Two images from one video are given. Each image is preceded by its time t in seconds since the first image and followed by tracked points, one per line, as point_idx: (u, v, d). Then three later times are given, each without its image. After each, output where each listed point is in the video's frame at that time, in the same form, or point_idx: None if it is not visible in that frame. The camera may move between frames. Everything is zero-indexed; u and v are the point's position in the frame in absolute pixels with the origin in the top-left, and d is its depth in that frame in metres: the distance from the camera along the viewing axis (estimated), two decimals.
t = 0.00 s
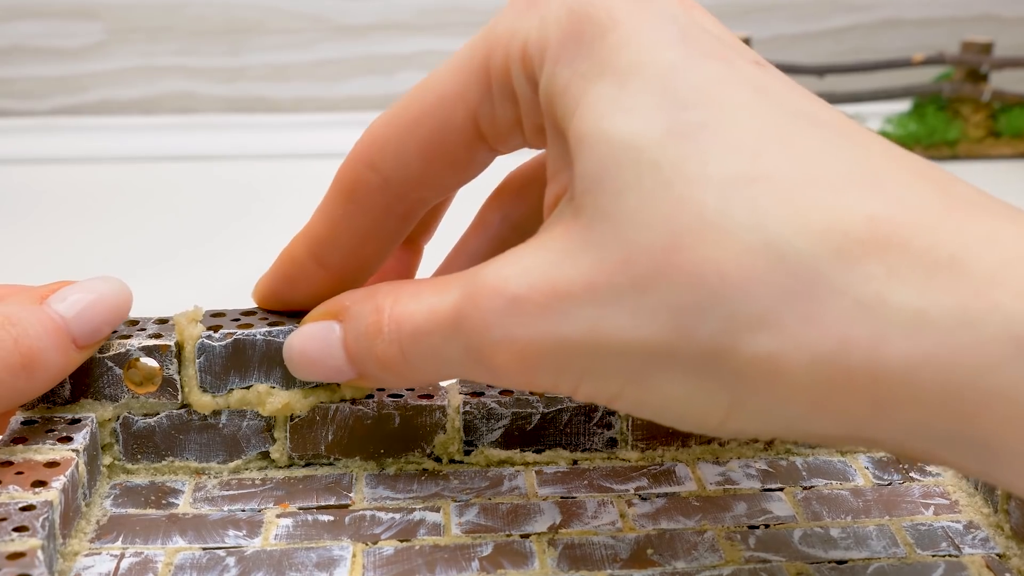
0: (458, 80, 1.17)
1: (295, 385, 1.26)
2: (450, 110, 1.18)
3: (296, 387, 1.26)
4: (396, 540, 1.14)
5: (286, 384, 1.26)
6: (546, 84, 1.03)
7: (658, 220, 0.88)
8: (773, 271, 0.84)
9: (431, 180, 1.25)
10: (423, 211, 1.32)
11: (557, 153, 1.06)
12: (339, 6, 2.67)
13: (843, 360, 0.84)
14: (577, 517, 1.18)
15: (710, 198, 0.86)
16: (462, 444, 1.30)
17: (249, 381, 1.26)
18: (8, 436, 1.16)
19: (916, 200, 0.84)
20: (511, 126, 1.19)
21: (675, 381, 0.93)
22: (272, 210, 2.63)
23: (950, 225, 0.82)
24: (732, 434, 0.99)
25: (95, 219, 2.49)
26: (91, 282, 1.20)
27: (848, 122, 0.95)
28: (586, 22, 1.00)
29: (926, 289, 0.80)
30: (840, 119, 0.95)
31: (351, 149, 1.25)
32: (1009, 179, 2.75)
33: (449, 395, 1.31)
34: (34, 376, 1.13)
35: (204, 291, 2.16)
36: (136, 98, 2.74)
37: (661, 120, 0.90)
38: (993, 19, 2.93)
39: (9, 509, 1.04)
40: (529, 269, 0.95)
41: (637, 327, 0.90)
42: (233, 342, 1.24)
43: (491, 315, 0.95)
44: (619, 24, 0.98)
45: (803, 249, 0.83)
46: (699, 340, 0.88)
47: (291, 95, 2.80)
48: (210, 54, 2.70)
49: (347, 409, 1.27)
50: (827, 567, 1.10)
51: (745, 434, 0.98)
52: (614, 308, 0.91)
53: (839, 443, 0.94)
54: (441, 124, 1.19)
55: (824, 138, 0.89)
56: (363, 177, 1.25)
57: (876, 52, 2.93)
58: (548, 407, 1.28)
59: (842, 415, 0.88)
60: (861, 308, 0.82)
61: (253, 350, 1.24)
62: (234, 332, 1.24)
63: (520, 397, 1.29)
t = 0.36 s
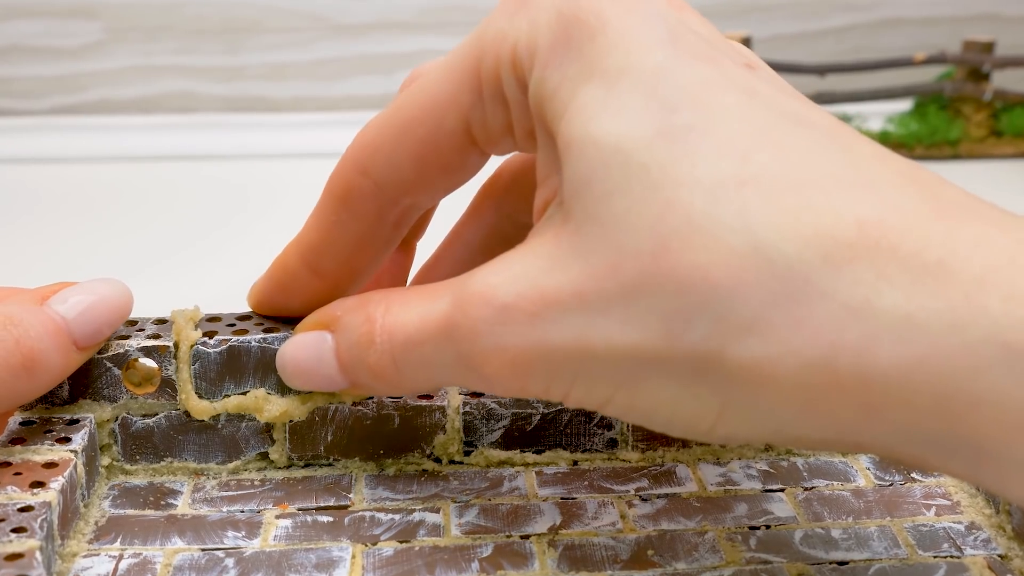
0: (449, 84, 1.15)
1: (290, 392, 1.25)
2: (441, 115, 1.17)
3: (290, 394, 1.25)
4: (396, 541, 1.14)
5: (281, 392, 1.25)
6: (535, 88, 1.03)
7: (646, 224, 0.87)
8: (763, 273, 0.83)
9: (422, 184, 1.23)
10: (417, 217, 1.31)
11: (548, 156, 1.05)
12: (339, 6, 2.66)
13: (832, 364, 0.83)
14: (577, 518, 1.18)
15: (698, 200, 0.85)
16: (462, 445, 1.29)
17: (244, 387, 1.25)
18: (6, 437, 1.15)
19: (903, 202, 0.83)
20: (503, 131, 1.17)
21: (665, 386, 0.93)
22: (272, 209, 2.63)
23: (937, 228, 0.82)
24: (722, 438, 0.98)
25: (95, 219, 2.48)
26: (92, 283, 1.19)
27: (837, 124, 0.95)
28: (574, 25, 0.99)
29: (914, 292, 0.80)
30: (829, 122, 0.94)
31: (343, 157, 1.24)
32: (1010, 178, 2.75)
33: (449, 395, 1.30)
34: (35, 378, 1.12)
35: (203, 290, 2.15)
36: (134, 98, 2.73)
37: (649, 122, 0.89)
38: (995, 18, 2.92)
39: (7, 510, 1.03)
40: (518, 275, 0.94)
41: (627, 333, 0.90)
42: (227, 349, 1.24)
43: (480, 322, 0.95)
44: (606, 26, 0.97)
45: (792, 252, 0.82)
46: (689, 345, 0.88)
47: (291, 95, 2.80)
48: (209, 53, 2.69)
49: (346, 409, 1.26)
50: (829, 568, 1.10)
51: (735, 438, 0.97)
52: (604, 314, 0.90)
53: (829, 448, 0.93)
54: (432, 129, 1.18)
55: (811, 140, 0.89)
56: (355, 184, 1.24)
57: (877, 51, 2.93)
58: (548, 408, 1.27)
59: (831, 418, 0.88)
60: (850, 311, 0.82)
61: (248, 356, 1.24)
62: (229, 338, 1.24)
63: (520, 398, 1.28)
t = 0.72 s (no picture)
0: (450, 89, 1.15)
1: (287, 396, 1.25)
2: (443, 120, 1.16)
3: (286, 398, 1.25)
4: (396, 542, 1.13)
5: (278, 395, 1.25)
6: (534, 89, 1.02)
7: (643, 230, 0.87)
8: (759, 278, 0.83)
9: (425, 191, 1.23)
10: (421, 224, 1.31)
11: (545, 158, 1.05)
12: (338, 5, 2.65)
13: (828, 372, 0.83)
14: (577, 519, 1.17)
15: (693, 205, 0.85)
16: (462, 445, 1.29)
17: (242, 390, 1.25)
18: (3, 438, 1.15)
19: (899, 208, 0.83)
20: (503, 135, 1.17)
21: (662, 393, 0.93)
22: (270, 208, 2.62)
23: (935, 234, 0.81)
24: (720, 446, 0.98)
25: (93, 220, 2.47)
26: (90, 285, 1.19)
27: (835, 125, 0.94)
28: (573, 27, 0.98)
29: (910, 300, 0.79)
30: (827, 124, 0.93)
31: (346, 163, 1.24)
32: (1011, 178, 2.75)
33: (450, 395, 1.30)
34: (35, 380, 1.12)
35: (201, 289, 2.15)
36: (132, 98, 2.72)
37: (645, 124, 0.89)
38: (996, 17, 2.91)
39: (5, 511, 1.03)
40: (515, 283, 0.94)
41: (625, 342, 0.90)
42: (225, 351, 1.23)
43: (478, 331, 0.94)
44: (604, 27, 0.97)
45: (788, 259, 0.82)
46: (686, 353, 0.88)
47: (290, 94, 2.79)
48: (208, 52, 2.68)
49: (346, 410, 1.26)
50: (830, 569, 1.09)
51: (733, 446, 0.97)
52: (600, 322, 0.90)
53: (828, 454, 0.93)
54: (434, 134, 1.17)
55: (809, 142, 0.88)
56: (359, 190, 1.24)
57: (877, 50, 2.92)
58: (548, 408, 1.27)
59: (828, 424, 0.88)
60: (846, 319, 0.81)
61: (246, 358, 1.24)
62: (226, 341, 1.24)
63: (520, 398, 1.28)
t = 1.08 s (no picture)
0: (472, 73, 1.20)
1: (287, 395, 1.26)
2: (463, 103, 1.22)
3: (286, 398, 1.26)
4: (395, 543, 1.13)
5: (277, 395, 1.26)
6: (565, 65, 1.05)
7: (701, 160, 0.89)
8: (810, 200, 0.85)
9: (440, 175, 1.29)
10: (427, 207, 1.36)
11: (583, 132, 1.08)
12: (338, 4, 2.59)
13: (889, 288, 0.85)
14: (576, 520, 1.17)
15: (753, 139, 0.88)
16: (462, 446, 1.28)
17: (241, 390, 1.25)
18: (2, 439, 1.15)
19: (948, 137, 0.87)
20: (523, 116, 1.22)
21: (712, 325, 0.94)
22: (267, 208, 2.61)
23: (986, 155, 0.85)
24: (767, 384, 0.99)
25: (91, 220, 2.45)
26: (89, 284, 1.18)
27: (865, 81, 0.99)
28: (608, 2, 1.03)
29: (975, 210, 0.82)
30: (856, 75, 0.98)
31: (360, 144, 1.28)
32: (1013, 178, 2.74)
33: (449, 396, 1.29)
34: (34, 382, 1.12)
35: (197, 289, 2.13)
36: (132, 97, 2.65)
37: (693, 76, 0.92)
38: (998, 16, 2.88)
39: (3, 513, 1.02)
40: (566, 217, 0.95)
41: (677, 268, 0.90)
42: (225, 351, 1.23)
43: (527, 261, 0.94)
44: None
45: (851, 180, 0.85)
46: (742, 276, 0.89)
47: (289, 94, 2.72)
48: (206, 52, 2.61)
49: (345, 411, 1.26)
50: (832, 571, 1.09)
51: (782, 382, 0.98)
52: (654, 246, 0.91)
53: (881, 383, 0.94)
54: (454, 116, 1.23)
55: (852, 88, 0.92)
56: (371, 172, 1.29)
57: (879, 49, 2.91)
58: (548, 409, 1.27)
59: (886, 347, 0.89)
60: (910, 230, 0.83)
61: (245, 359, 1.24)
62: (226, 341, 1.23)
63: (520, 399, 1.28)
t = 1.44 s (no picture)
0: (503, 72, 1.29)
1: (286, 397, 1.26)
2: (493, 99, 1.29)
3: (286, 399, 1.26)
4: (395, 544, 1.12)
5: (276, 396, 1.25)
6: (593, 56, 1.13)
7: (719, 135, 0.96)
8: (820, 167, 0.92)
9: (463, 172, 1.35)
10: (445, 211, 1.41)
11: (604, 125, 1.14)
12: (337, 2, 2.57)
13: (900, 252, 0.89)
14: (577, 521, 1.16)
15: (768, 117, 0.95)
16: (462, 446, 1.28)
17: (240, 392, 1.25)
18: None
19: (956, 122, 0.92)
20: (550, 113, 1.29)
21: (731, 293, 0.99)
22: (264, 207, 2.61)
23: (991, 137, 0.90)
24: (785, 357, 1.04)
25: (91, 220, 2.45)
26: (89, 284, 1.18)
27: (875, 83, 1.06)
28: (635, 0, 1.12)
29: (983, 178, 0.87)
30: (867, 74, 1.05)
31: (388, 137, 1.35)
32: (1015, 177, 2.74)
33: (449, 397, 1.29)
34: (32, 382, 1.11)
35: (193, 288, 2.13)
36: (132, 96, 2.64)
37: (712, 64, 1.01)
38: (999, 15, 2.88)
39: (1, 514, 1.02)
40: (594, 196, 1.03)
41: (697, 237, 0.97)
42: (223, 352, 1.22)
43: (557, 233, 1.03)
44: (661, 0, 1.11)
45: (862, 151, 0.91)
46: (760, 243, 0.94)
47: (290, 93, 2.70)
48: (205, 51, 2.61)
49: (344, 412, 1.26)
50: (833, 572, 1.08)
51: (799, 354, 1.03)
52: (676, 216, 0.98)
53: (895, 357, 0.98)
54: (482, 111, 1.30)
55: (860, 81, 0.99)
56: (395, 165, 1.34)
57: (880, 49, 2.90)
58: (549, 409, 1.26)
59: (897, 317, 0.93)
60: (919, 195, 0.88)
61: (244, 360, 1.23)
62: (224, 342, 1.23)
63: (520, 399, 1.27)
